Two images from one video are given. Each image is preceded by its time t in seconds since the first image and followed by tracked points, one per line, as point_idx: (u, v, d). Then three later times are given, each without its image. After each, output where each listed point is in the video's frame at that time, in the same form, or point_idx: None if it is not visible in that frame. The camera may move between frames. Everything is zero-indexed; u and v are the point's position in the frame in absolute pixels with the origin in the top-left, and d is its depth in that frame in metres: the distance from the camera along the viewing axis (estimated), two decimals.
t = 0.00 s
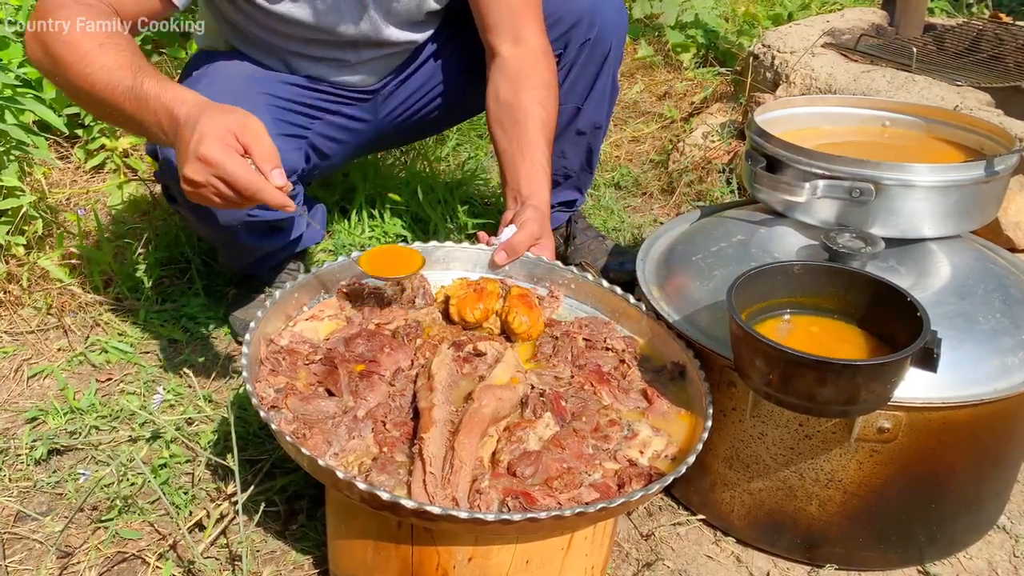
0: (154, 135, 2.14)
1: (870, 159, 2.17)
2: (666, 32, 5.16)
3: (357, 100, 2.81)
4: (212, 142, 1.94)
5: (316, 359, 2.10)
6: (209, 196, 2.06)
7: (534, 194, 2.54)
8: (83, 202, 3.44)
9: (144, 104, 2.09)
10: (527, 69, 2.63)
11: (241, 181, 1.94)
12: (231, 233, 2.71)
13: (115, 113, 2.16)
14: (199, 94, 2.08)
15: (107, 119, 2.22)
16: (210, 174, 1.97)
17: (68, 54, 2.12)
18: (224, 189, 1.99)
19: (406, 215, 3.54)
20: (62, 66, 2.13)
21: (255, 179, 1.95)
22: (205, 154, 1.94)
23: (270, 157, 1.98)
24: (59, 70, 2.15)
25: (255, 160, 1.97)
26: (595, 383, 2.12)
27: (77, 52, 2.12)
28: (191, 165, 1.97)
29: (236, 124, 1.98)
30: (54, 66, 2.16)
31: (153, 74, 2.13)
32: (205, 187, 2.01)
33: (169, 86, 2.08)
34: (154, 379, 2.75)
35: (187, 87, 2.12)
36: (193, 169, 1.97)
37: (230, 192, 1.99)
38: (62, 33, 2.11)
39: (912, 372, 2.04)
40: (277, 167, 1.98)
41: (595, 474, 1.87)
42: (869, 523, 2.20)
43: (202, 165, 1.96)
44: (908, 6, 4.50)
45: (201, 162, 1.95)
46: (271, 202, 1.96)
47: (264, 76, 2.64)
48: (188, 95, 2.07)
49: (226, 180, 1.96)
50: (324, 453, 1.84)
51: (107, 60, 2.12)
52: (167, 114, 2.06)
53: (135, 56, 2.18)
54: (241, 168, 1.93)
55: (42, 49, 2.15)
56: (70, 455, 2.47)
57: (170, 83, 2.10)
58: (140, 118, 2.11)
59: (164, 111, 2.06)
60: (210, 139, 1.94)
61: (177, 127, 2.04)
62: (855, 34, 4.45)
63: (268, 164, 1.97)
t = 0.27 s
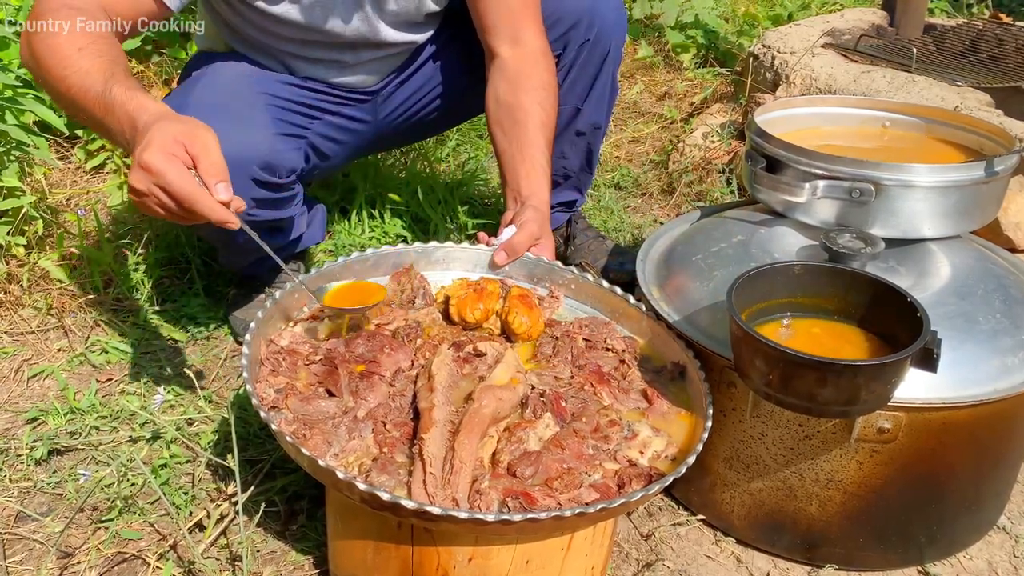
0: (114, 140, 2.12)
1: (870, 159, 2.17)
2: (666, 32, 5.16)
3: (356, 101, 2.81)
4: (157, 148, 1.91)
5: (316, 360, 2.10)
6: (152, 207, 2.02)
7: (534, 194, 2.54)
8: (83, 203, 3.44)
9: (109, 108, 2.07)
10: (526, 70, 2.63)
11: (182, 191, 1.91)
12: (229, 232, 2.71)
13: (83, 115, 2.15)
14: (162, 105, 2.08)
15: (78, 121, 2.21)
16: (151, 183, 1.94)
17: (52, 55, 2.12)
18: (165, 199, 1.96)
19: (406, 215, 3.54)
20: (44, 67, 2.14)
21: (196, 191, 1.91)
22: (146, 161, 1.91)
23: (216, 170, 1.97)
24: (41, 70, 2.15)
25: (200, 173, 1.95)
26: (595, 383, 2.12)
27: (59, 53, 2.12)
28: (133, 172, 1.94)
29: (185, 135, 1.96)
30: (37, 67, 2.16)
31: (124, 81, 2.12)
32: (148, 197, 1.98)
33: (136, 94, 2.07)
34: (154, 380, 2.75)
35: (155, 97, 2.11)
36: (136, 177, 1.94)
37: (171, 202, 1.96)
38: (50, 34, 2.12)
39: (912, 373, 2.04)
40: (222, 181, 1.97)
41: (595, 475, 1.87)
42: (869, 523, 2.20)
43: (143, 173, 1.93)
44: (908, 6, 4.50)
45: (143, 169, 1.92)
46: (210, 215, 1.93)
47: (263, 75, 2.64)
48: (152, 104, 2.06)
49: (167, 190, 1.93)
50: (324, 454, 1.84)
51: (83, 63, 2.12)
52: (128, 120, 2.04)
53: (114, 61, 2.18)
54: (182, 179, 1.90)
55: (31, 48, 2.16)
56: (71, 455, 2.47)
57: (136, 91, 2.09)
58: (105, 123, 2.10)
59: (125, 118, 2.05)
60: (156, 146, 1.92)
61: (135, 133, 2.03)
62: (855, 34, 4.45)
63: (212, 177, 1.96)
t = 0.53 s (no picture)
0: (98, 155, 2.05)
1: (871, 160, 2.17)
2: (666, 33, 5.16)
3: (356, 103, 2.81)
4: (125, 164, 1.82)
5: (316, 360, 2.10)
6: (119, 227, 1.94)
7: (534, 195, 2.54)
8: (83, 203, 3.44)
9: (95, 123, 2.01)
10: (525, 70, 2.63)
11: (146, 210, 1.81)
12: (230, 233, 2.70)
13: (68, 126, 2.10)
14: (149, 125, 2.00)
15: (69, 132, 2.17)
16: (115, 201, 1.85)
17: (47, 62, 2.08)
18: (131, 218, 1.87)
19: (406, 216, 3.54)
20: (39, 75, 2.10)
21: (158, 211, 1.82)
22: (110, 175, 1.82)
23: (189, 193, 1.85)
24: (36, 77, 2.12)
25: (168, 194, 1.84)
26: (595, 384, 2.12)
27: (55, 61, 2.08)
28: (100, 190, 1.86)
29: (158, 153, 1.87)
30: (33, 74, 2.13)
31: (116, 97, 2.06)
32: (114, 215, 1.90)
33: (125, 112, 2.01)
34: (154, 380, 2.75)
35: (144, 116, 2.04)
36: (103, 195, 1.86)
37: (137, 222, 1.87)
38: (49, 41, 2.09)
39: (912, 373, 2.04)
40: (191, 204, 1.84)
41: (595, 475, 1.87)
42: (869, 523, 2.20)
43: (106, 190, 1.85)
44: (908, 6, 4.50)
45: (106, 185, 1.84)
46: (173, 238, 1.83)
47: (263, 76, 2.64)
48: (139, 123, 1.98)
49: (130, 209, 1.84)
50: (324, 454, 1.84)
51: (78, 74, 2.07)
52: (111, 136, 1.97)
53: (112, 76, 2.12)
54: (145, 199, 1.81)
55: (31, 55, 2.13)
56: (71, 456, 2.47)
57: (124, 109, 2.02)
58: (88, 135, 2.04)
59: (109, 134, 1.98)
60: (125, 162, 1.83)
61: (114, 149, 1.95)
62: (855, 34, 4.45)
63: (182, 199, 1.84)
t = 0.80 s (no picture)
0: (101, 158, 2.04)
1: (871, 161, 2.17)
2: (666, 33, 5.17)
3: (356, 104, 2.81)
4: (133, 166, 1.82)
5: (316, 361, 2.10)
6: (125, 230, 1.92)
7: (534, 195, 2.54)
8: (84, 203, 3.44)
9: (97, 124, 1.99)
10: (525, 70, 2.63)
11: (156, 211, 1.81)
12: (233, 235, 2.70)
13: (70, 128, 2.08)
14: (153, 125, 1.99)
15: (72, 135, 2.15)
16: (124, 203, 1.84)
17: (50, 65, 2.08)
18: (140, 221, 1.86)
19: (406, 216, 3.54)
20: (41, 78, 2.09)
21: (169, 213, 1.81)
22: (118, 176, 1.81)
23: (198, 194, 1.87)
24: (38, 81, 2.11)
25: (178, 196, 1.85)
26: (596, 384, 2.12)
27: (59, 63, 2.08)
28: (107, 192, 1.85)
29: (166, 154, 1.87)
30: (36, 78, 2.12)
31: (120, 98, 2.05)
32: (121, 218, 1.89)
33: (128, 112, 2.00)
34: (155, 380, 2.74)
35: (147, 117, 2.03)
36: (110, 198, 1.85)
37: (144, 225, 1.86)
38: (52, 44, 2.09)
39: (912, 373, 2.04)
40: (201, 206, 1.86)
41: (595, 475, 1.87)
42: (870, 524, 2.20)
43: (115, 192, 1.83)
44: (908, 6, 4.50)
45: (115, 187, 1.83)
46: (185, 240, 1.83)
47: (263, 77, 2.64)
48: (142, 124, 1.98)
49: (140, 212, 1.83)
50: (325, 454, 1.84)
51: (80, 75, 2.07)
52: (114, 138, 1.96)
53: (115, 78, 2.11)
54: (156, 201, 1.80)
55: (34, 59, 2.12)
56: (71, 456, 2.47)
57: (128, 110, 2.01)
58: (91, 137, 2.02)
59: (112, 136, 1.97)
60: (132, 163, 1.82)
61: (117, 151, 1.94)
62: (855, 35, 4.44)
63: (191, 201, 1.85)
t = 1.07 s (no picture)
0: (111, 157, 2.05)
1: (871, 162, 2.17)
2: (667, 34, 5.17)
3: (356, 105, 2.82)
4: (151, 164, 1.84)
5: (316, 362, 2.10)
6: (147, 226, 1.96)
7: (534, 196, 2.54)
8: (84, 204, 3.44)
9: (107, 124, 2.01)
10: (525, 70, 2.63)
11: (177, 208, 1.84)
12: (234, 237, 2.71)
13: (79, 129, 2.09)
14: (162, 122, 2.01)
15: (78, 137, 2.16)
16: (144, 201, 1.88)
17: (55, 68, 2.08)
18: (161, 218, 1.90)
19: (406, 216, 3.54)
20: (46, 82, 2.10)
21: (189, 209, 1.84)
22: (138, 175, 1.84)
23: (215, 188, 1.90)
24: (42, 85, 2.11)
25: (196, 192, 1.88)
26: (596, 385, 2.12)
27: (63, 65, 2.08)
28: (127, 191, 1.88)
29: (182, 152, 1.89)
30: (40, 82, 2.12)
31: (127, 96, 2.07)
32: (141, 215, 1.93)
33: (136, 111, 2.01)
34: (155, 381, 2.74)
35: (156, 114, 2.05)
36: (131, 196, 1.89)
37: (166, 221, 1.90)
38: (55, 48, 2.09)
39: (912, 374, 2.04)
40: (220, 201, 1.89)
41: (596, 476, 1.87)
42: (870, 524, 2.20)
43: (136, 190, 1.87)
44: (909, 7, 4.50)
45: (136, 186, 1.86)
46: (204, 236, 1.86)
47: (264, 79, 2.64)
48: (151, 121, 2.00)
49: (161, 209, 1.87)
50: (325, 455, 1.84)
51: (87, 76, 2.07)
52: (124, 137, 1.98)
53: (119, 77, 2.13)
54: (176, 198, 1.84)
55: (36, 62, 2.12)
56: (72, 456, 2.47)
57: (137, 108, 2.03)
58: (101, 138, 2.04)
59: (122, 135, 1.98)
60: (149, 162, 1.85)
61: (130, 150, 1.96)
62: (855, 35, 4.44)
63: (210, 196, 1.89)
